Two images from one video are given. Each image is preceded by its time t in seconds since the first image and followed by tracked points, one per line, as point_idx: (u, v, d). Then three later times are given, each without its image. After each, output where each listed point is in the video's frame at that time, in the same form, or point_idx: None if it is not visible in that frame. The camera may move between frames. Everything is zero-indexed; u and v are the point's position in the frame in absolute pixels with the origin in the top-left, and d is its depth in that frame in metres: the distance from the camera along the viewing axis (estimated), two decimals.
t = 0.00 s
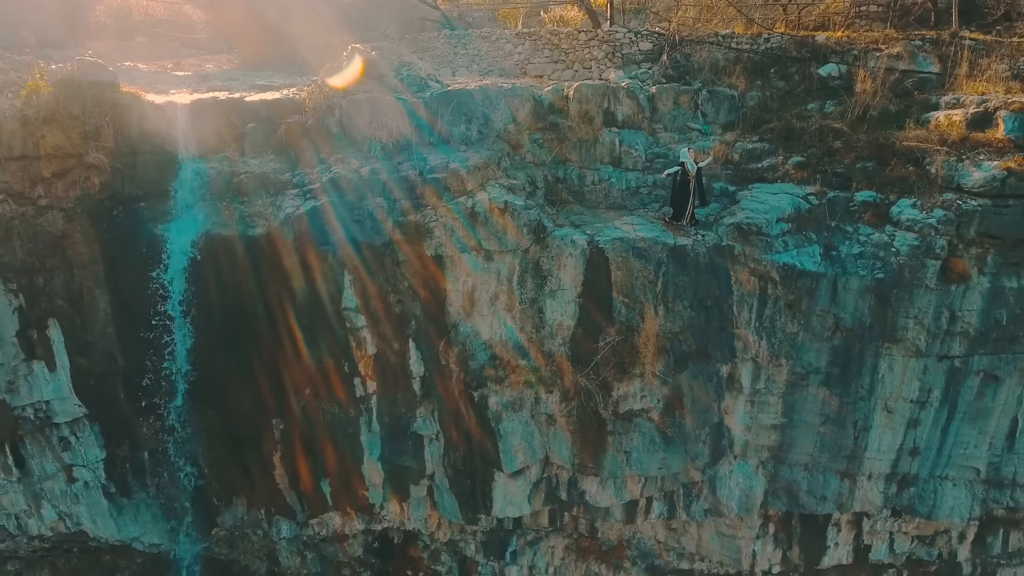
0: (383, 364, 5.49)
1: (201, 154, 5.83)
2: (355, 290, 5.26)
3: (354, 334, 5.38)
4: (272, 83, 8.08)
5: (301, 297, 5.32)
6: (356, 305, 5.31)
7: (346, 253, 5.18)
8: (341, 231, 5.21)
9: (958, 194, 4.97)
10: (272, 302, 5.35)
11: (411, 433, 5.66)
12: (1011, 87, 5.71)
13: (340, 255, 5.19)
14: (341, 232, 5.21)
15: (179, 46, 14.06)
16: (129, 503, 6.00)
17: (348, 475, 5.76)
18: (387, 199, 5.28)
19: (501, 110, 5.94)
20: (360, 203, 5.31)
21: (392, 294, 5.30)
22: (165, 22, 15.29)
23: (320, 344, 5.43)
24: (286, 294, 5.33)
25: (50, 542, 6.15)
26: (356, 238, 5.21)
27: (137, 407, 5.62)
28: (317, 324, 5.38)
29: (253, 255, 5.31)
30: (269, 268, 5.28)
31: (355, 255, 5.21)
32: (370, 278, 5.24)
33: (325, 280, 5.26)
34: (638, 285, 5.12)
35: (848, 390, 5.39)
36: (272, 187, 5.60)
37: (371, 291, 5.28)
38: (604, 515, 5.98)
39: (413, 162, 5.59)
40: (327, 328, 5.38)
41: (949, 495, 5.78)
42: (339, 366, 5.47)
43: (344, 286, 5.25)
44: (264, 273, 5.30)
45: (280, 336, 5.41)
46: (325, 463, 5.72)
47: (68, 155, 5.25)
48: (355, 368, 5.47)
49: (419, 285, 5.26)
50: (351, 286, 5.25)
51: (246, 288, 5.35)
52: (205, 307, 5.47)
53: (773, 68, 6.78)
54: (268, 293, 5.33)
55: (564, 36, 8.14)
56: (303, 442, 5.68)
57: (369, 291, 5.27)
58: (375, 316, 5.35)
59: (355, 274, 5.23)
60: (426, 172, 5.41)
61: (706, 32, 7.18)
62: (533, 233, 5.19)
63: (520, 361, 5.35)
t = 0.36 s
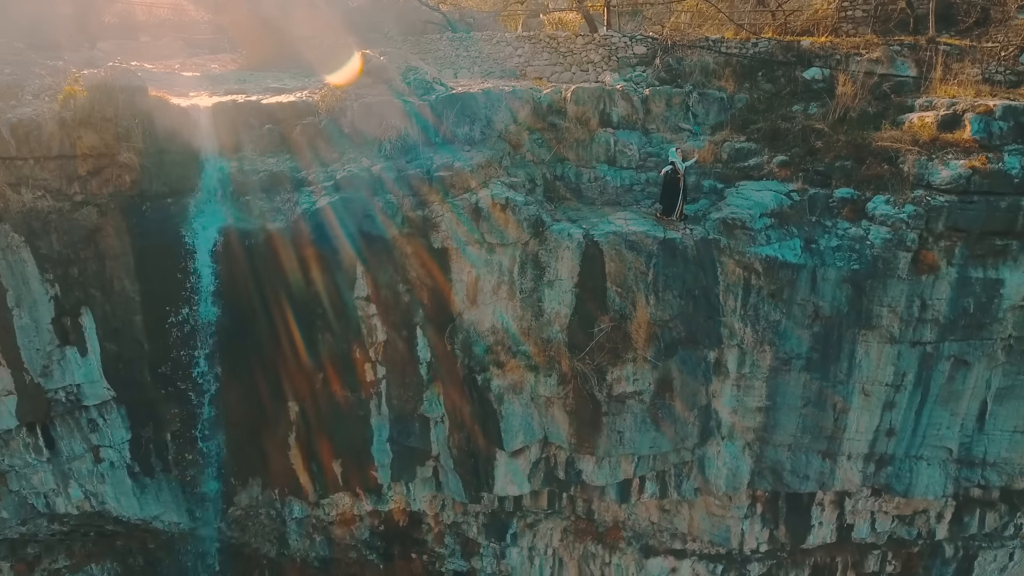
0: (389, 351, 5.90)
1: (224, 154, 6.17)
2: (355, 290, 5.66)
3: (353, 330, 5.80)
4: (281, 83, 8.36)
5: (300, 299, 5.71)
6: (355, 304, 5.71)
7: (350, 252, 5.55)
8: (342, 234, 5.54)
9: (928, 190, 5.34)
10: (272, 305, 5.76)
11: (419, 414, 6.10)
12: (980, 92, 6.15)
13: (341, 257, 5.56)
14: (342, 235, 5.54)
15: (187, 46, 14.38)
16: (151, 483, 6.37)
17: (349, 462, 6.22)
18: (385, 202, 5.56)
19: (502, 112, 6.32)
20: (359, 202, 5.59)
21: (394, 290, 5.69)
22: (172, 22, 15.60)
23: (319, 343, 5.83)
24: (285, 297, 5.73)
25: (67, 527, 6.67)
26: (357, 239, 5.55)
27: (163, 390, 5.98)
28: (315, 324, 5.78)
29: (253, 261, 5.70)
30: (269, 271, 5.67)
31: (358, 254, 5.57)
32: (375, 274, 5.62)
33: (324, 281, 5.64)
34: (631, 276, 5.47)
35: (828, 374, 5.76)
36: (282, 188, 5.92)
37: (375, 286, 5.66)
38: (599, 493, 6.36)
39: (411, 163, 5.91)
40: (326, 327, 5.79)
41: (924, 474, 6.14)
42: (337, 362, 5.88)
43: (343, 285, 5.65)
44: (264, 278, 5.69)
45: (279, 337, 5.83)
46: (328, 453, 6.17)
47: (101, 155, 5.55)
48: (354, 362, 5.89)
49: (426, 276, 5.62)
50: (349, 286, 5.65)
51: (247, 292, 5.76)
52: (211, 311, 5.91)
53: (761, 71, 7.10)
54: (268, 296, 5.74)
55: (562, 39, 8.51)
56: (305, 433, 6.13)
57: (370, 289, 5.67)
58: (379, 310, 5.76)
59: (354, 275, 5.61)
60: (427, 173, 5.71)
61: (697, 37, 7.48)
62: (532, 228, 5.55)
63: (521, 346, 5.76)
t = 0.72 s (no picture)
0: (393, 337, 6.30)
1: (244, 151, 6.44)
2: (353, 284, 6.09)
3: (351, 323, 6.24)
4: (289, 83, 8.65)
5: (300, 295, 6.14)
6: (353, 297, 6.14)
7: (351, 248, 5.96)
8: (341, 230, 5.92)
9: (902, 187, 5.70)
10: (272, 305, 6.19)
11: (425, 398, 6.50)
12: (953, 95, 6.48)
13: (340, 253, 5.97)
14: (340, 232, 5.92)
15: (196, 46, 14.73)
16: (172, 462, 6.75)
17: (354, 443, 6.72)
18: (385, 199, 5.95)
19: (505, 113, 6.73)
20: (362, 198, 5.95)
21: (394, 281, 6.10)
22: (179, 23, 15.94)
23: (318, 336, 6.27)
24: (284, 295, 6.16)
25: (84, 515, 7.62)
26: (355, 236, 5.94)
27: (186, 375, 6.35)
28: (315, 318, 6.22)
29: (252, 262, 6.09)
30: (269, 274, 6.09)
31: (358, 249, 5.97)
32: (380, 266, 6.04)
33: (322, 277, 6.07)
34: (625, 267, 5.85)
35: (810, 359, 6.13)
36: (284, 186, 6.22)
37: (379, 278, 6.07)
38: (596, 473, 6.75)
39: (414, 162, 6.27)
40: (325, 321, 6.23)
41: (903, 454, 6.51)
42: (336, 352, 6.33)
43: (341, 281, 6.08)
44: (263, 279, 6.11)
45: (280, 334, 6.28)
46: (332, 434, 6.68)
47: (132, 153, 5.80)
48: (353, 352, 6.32)
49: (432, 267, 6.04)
50: (346, 282, 6.08)
51: (248, 297, 6.19)
52: (227, 309, 6.28)
53: (750, 73, 7.43)
54: (268, 297, 6.17)
55: (562, 42, 8.89)
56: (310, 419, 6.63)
57: (369, 281, 6.08)
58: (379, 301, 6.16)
59: (350, 271, 6.04)
60: (428, 171, 6.07)
61: (689, 41, 7.81)
62: (533, 221, 5.93)
63: (522, 332, 6.15)
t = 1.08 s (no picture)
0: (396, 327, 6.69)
1: (265, 147, 6.78)
2: (350, 279, 6.50)
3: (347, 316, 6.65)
4: (301, 83, 9.01)
5: (299, 292, 6.58)
6: (349, 292, 6.55)
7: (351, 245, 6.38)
8: (339, 228, 6.33)
9: (881, 181, 6.10)
10: (272, 305, 6.66)
11: (433, 381, 6.89)
12: (931, 96, 6.83)
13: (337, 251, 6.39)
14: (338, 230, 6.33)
15: (202, 45, 15.05)
16: (194, 442, 7.13)
17: (355, 429, 7.06)
18: (384, 196, 6.32)
19: (508, 112, 7.10)
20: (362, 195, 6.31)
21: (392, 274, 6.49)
22: (184, 22, 16.26)
23: (317, 330, 6.71)
24: (284, 294, 6.61)
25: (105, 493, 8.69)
26: (351, 233, 6.35)
27: (210, 359, 6.80)
28: (314, 314, 6.65)
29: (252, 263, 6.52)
30: (269, 276, 6.54)
31: (356, 246, 6.38)
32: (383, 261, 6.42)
33: (320, 274, 6.50)
34: (623, 256, 6.28)
35: (796, 344, 6.52)
36: (296, 182, 6.54)
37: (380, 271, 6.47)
38: (595, 454, 7.14)
39: (416, 161, 6.64)
40: (322, 316, 6.67)
41: (884, 434, 6.90)
42: (334, 346, 6.75)
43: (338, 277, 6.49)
44: (263, 280, 6.57)
45: (279, 335, 6.76)
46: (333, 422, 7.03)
47: (162, 151, 6.18)
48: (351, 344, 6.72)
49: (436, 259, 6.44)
50: (343, 278, 6.50)
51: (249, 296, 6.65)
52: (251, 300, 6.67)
53: (741, 75, 7.81)
54: (269, 297, 6.63)
55: (562, 44, 9.28)
56: (310, 409, 7.00)
57: (366, 275, 6.47)
58: (378, 293, 6.55)
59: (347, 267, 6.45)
60: (428, 169, 6.45)
61: (684, 44, 8.20)
62: (536, 214, 6.32)
63: (526, 318, 6.55)
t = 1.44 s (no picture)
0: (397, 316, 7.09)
1: (285, 142, 7.20)
2: (349, 274, 6.92)
3: (347, 309, 7.06)
4: (313, 83, 9.38)
5: (301, 288, 7.03)
6: (349, 286, 6.98)
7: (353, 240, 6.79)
8: (338, 227, 6.78)
9: (863, 176, 6.49)
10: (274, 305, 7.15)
11: (441, 365, 7.32)
12: (910, 95, 7.18)
13: (337, 247, 6.82)
14: (338, 227, 6.76)
15: (210, 45, 15.36)
16: (214, 423, 7.54)
17: (364, 414, 7.49)
18: (384, 192, 6.69)
19: (513, 110, 7.51)
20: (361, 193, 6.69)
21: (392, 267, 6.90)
22: (191, 23, 16.59)
23: (318, 322, 7.15)
24: (285, 293, 7.08)
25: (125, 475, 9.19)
26: (350, 230, 6.76)
27: (232, 344, 7.24)
28: (315, 308, 7.09)
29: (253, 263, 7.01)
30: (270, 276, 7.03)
31: (355, 241, 6.80)
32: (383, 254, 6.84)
33: (319, 272, 6.94)
34: (620, 246, 6.67)
35: (785, 329, 6.90)
36: (311, 177, 6.95)
37: (380, 264, 6.89)
38: (595, 435, 7.54)
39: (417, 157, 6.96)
40: (323, 310, 7.11)
41: (869, 415, 7.29)
42: (333, 342, 7.21)
43: (337, 273, 6.93)
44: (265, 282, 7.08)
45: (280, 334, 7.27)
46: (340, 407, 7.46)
47: (188, 147, 6.56)
48: (349, 339, 7.17)
49: (435, 252, 6.86)
50: (342, 273, 6.93)
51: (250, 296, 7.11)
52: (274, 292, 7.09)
53: (734, 74, 8.18)
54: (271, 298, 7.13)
55: (563, 45, 9.66)
56: (316, 398, 7.46)
57: (364, 272, 6.91)
58: (389, 281, 6.96)
59: (346, 263, 6.88)
60: (427, 166, 6.82)
61: (680, 45, 8.62)
62: (539, 206, 6.71)
63: (530, 304, 6.95)
